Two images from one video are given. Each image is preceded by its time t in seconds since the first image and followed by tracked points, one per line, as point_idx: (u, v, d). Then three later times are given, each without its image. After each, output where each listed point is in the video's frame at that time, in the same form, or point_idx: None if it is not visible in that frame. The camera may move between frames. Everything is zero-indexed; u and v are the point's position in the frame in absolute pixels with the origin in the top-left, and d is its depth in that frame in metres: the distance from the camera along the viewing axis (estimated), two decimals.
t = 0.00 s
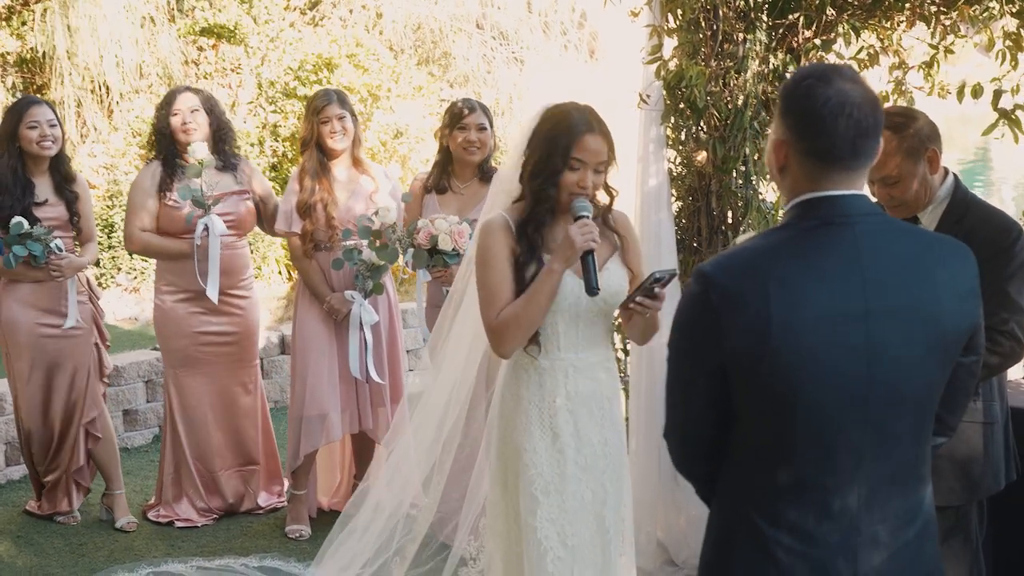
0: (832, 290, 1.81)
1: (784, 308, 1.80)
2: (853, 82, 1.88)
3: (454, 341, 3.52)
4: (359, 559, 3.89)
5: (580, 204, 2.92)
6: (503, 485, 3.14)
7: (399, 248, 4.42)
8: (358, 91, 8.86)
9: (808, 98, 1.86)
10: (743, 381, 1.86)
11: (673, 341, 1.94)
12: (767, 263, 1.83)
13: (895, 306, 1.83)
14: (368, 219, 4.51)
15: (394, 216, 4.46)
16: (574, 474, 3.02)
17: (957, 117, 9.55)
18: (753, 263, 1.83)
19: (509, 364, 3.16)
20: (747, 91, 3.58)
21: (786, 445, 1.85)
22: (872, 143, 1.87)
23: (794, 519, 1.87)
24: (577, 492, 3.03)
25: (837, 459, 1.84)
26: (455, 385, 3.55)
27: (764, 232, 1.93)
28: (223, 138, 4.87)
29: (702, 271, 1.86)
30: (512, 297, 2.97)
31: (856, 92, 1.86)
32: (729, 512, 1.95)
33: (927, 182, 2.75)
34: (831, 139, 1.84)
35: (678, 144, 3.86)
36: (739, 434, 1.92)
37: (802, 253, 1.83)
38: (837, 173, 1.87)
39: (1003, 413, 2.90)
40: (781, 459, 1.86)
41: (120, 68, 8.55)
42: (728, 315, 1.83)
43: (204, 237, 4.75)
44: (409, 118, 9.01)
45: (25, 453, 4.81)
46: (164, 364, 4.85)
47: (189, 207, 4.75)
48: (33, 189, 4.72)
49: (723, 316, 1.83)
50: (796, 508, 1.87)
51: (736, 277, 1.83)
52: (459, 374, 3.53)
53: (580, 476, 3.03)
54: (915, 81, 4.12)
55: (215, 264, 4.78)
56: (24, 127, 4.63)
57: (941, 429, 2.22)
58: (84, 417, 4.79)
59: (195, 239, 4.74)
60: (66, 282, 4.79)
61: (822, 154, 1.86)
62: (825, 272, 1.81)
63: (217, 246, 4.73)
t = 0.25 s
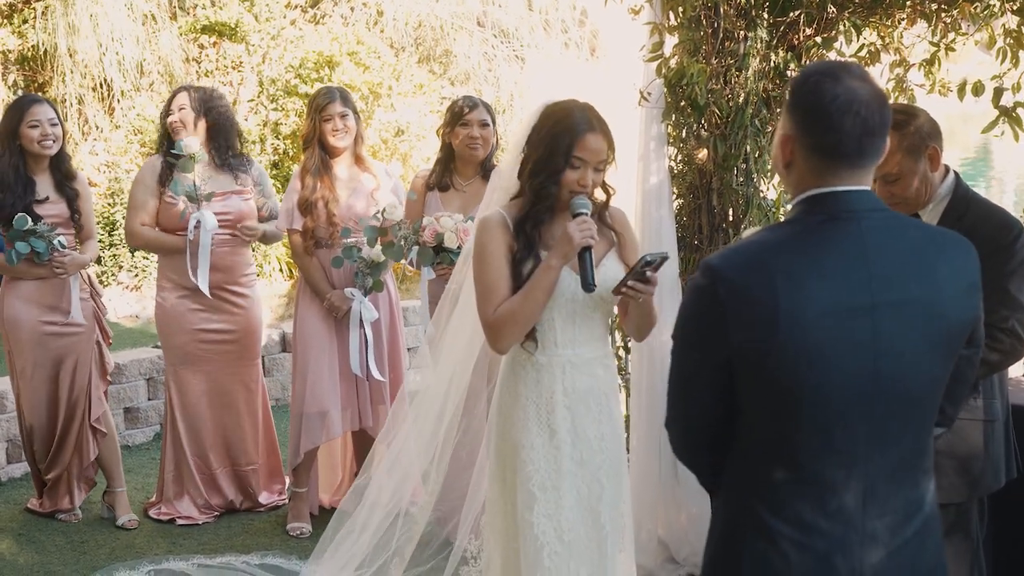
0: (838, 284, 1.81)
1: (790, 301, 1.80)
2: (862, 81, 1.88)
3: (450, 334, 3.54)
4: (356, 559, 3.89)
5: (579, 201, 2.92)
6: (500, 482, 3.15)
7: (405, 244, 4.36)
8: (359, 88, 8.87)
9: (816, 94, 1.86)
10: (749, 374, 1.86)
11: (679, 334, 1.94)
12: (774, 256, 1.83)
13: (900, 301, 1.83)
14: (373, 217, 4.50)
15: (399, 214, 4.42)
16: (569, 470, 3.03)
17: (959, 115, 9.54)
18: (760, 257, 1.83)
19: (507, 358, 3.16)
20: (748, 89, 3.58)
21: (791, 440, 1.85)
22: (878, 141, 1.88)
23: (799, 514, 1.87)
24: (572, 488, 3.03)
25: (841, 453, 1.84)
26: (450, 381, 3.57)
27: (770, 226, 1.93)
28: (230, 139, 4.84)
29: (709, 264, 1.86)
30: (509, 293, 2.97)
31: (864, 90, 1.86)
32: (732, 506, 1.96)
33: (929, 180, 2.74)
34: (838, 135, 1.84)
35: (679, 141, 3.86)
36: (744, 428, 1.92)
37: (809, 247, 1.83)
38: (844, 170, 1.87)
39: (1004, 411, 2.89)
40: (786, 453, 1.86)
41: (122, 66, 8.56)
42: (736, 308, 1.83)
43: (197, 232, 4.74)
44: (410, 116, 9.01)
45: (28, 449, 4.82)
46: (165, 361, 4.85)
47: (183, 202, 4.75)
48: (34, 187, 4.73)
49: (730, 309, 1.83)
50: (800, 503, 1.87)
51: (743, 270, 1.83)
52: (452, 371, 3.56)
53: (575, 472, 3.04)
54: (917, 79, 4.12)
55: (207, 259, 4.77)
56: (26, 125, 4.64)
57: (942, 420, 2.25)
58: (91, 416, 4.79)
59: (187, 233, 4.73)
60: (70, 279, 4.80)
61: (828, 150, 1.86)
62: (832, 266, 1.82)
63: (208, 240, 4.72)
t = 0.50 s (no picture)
0: (841, 281, 1.81)
1: (794, 298, 1.80)
2: (872, 79, 1.88)
3: (450, 339, 3.55)
4: (359, 559, 3.90)
5: (579, 198, 2.93)
6: (501, 478, 3.15)
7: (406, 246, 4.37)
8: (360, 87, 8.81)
9: (824, 90, 1.86)
10: (754, 371, 1.86)
11: (684, 332, 1.94)
12: (779, 254, 1.83)
13: (905, 298, 1.83)
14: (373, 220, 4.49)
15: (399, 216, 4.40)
16: (569, 466, 3.03)
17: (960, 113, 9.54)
18: (764, 255, 1.83)
19: (507, 355, 3.17)
20: (749, 86, 3.59)
21: (797, 437, 1.85)
22: (883, 140, 1.88)
23: (806, 511, 1.87)
24: (572, 484, 3.04)
25: (844, 448, 1.85)
26: (452, 379, 3.57)
27: (774, 223, 1.93)
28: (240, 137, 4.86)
29: (713, 263, 1.87)
30: (508, 290, 2.98)
31: (873, 89, 1.86)
32: (737, 503, 1.96)
33: (930, 177, 2.74)
34: (842, 132, 1.85)
35: (680, 139, 3.88)
36: (749, 426, 1.93)
37: (813, 245, 1.83)
38: (847, 167, 1.88)
39: (1005, 408, 2.90)
40: (791, 450, 1.86)
41: (123, 64, 8.55)
42: (741, 306, 1.83)
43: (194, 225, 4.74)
44: (411, 114, 9.02)
45: (29, 446, 4.83)
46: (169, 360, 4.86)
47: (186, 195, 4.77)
48: (35, 185, 4.74)
49: (735, 307, 1.83)
50: (805, 500, 1.87)
51: (747, 268, 1.83)
52: (454, 369, 3.57)
53: (576, 467, 3.04)
54: (917, 76, 4.12)
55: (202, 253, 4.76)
56: (25, 122, 4.64)
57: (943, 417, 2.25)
58: (91, 412, 4.79)
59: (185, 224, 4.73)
60: (70, 277, 4.82)
61: (831, 147, 1.87)
62: (836, 263, 1.82)
63: (203, 233, 4.72)
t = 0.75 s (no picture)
0: (841, 281, 1.81)
1: (795, 298, 1.80)
2: (870, 78, 1.87)
3: (453, 336, 3.54)
4: (362, 557, 3.91)
5: (580, 195, 2.93)
6: (500, 476, 3.15)
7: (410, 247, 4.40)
8: (360, 86, 8.83)
9: (821, 88, 1.86)
10: (755, 371, 1.86)
11: (684, 334, 1.93)
12: (779, 254, 1.83)
13: (906, 297, 1.83)
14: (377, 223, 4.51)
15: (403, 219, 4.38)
16: (569, 463, 3.03)
17: (962, 111, 9.53)
18: (764, 255, 1.83)
19: (507, 354, 3.17)
20: (750, 85, 3.60)
21: (798, 437, 1.85)
22: (880, 139, 1.87)
23: (809, 510, 1.87)
24: (572, 481, 3.04)
25: (845, 447, 1.85)
26: (455, 378, 3.58)
27: (774, 224, 1.93)
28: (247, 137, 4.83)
29: (714, 264, 1.86)
30: (509, 288, 2.98)
31: (871, 87, 1.86)
32: (739, 503, 1.95)
33: (930, 176, 2.74)
34: (838, 130, 1.84)
35: (680, 138, 3.87)
36: (750, 426, 1.92)
37: (813, 245, 1.83)
38: (844, 166, 1.87)
39: (1006, 408, 2.90)
40: (793, 450, 1.86)
41: (124, 63, 8.55)
42: (741, 307, 1.82)
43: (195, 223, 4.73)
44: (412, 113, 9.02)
45: (31, 445, 4.84)
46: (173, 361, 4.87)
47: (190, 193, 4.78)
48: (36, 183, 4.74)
49: (736, 308, 1.83)
50: (807, 499, 1.87)
51: (747, 269, 1.83)
52: (458, 369, 3.57)
53: (576, 465, 3.04)
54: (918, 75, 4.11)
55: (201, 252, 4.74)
56: (28, 121, 4.64)
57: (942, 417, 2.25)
58: (91, 412, 4.80)
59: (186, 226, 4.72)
60: (71, 276, 4.81)
61: (828, 145, 1.86)
62: (836, 263, 1.82)
63: (202, 233, 4.71)
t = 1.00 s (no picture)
0: (838, 282, 1.81)
1: (792, 300, 1.80)
2: (858, 78, 1.87)
3: (457, 340, 3.54)
4: (365, 562, 3.89)
5: (579, 190, 2.95)
6: (499, 477, 3.15)
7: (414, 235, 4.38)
8: (360, 86, 8.87)
9: (808, 90, 1.86)
10: (753, 373, 1.86)
11: (681, 338, 1.93)
12: (775, 256, 1.83)
13: (903, 297, 1.84)
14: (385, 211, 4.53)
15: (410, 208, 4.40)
16: (569, 464, 3.03)
17: (962, 112, 9.54)
18: (761, 258, 1.83)
19: (509, 356, 3.17)
20: (751, 86, 3.58)
21: (797, 439, 1.85)
22: (870, 139, 1.86)
23: (810, 511, 1.87)
24: (572, 482, 3.03)
25: (843, 448, 1.84)
26: (458, 383, 3.57)
27: (770, 227, 1.93)
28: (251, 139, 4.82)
29: (710, 267, 1.86)
30: (513, 287, 2.97)
31: (859, 88, 1.85)
32: (737, 505, 1.95)
33: (931, 176, 2.74)
34: (825, 132, 1.84)
35: (680, 138, 3.87)
36: (747, 429, 1.92)
37: (810, 247, 1.84)
38: (834, 167, 1.87)
39: (1005, 408, 2.89)
40: (792, 452, 1.86)
41: (125, 63, 8.55)
42: (739, 309, 1.82)
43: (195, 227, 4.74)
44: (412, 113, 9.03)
45: (31, 445, 4.83)
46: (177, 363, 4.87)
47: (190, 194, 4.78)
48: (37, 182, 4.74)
49: (734, 310, 1.83)
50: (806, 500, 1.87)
51: (744, 272, 1.83)
52: (460, 374, 3.56)
53: (575, 465, 3.04)
54: (918, 75, 4.11)
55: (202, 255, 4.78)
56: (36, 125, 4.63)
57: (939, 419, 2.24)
58: (93, 412, 4.80)
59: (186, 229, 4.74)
60: (72, 273, 4.82)
61: (817, 147, 1.86)
62: (832, 264, 1.82)
63: (202, 237, 4.73)
